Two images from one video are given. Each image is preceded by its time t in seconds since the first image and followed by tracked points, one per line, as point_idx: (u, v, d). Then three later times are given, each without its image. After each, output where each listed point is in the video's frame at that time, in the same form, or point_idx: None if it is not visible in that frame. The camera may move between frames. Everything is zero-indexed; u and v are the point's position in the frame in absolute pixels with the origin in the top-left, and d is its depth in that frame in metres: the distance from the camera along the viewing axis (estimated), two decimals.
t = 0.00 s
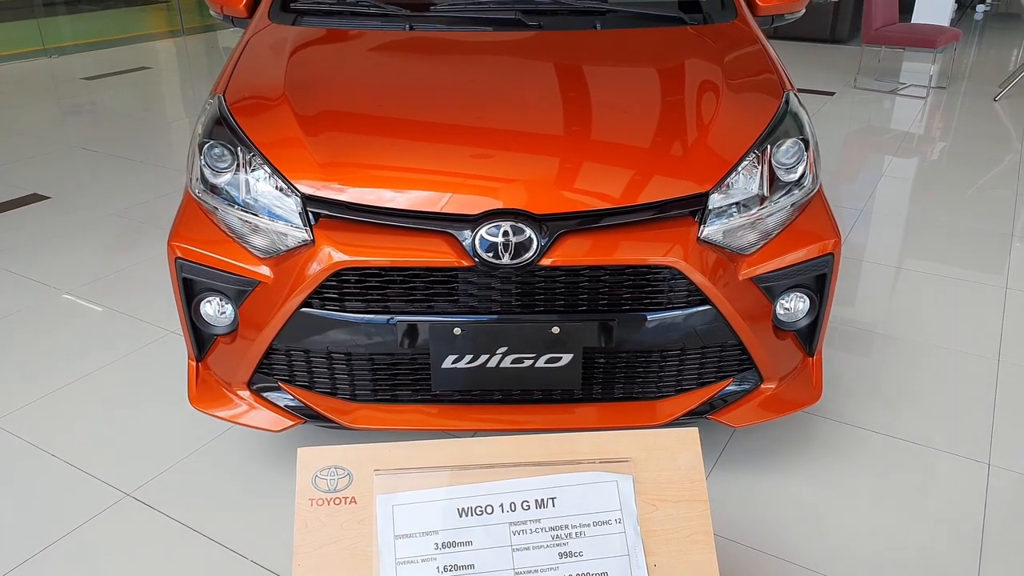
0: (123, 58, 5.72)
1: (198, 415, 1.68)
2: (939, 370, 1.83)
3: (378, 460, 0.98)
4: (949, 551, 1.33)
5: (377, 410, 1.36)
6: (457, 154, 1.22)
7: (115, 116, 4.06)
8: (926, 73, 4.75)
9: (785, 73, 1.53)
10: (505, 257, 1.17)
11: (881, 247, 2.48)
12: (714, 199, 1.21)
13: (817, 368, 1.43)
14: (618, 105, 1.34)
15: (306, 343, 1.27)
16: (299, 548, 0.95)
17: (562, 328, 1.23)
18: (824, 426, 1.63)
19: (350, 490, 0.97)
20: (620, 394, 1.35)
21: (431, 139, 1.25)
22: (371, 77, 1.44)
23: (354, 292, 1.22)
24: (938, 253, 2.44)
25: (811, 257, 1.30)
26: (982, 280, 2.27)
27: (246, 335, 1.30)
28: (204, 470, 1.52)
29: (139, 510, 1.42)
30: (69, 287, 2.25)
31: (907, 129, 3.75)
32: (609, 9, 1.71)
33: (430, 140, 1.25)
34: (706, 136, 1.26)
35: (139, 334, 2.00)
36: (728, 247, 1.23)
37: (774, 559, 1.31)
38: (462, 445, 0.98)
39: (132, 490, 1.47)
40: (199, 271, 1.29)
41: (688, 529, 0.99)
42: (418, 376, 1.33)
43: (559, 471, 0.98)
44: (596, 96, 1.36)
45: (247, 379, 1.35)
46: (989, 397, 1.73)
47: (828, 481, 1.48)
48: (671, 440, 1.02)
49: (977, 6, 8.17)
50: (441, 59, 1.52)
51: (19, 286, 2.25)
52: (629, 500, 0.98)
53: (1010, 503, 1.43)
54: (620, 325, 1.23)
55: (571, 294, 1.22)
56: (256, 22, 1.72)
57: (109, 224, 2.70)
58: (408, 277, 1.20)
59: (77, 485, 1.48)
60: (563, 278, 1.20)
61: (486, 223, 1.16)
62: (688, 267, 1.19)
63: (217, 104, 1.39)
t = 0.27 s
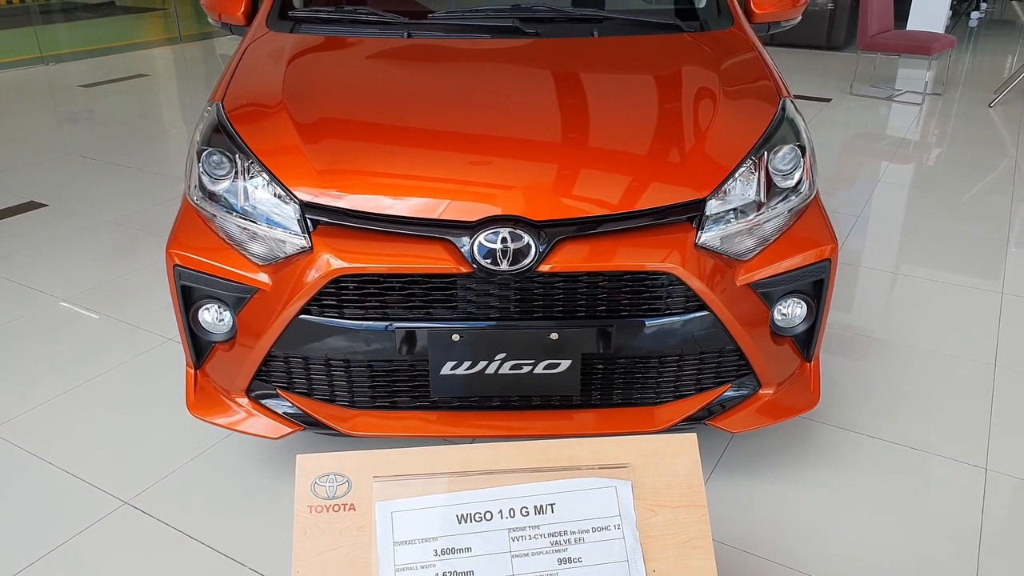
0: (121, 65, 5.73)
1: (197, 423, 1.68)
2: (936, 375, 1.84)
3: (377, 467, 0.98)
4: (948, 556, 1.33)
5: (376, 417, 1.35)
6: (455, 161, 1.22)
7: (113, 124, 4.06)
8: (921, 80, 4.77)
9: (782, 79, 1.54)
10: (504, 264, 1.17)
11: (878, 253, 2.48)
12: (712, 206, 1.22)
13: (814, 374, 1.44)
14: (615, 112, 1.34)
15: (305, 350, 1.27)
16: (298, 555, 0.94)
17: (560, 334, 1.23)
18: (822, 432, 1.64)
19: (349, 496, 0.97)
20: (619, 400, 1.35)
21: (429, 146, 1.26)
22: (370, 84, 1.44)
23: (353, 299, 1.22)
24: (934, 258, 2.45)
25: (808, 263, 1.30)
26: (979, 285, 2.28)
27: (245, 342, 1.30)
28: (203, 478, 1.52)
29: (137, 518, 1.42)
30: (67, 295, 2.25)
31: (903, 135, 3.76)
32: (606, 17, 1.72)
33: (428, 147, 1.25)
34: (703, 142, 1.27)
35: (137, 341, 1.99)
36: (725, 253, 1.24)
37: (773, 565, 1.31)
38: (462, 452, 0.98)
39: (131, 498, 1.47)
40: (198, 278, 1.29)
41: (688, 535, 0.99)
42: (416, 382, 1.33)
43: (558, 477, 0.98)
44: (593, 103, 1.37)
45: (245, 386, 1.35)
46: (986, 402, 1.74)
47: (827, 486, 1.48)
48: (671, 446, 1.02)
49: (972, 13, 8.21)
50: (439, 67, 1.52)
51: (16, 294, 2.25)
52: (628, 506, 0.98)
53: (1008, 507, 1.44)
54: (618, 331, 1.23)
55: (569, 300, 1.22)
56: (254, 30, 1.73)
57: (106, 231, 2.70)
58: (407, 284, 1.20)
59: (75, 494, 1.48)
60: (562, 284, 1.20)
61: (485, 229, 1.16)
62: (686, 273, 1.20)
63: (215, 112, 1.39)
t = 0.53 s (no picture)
0: (119, 71, 5.73)
1: (195, 429, 1.68)
2: (934, 379, 1.84)
3: (375, 473, 0.97)
4: (947, 560, 1.33)
5: (374, 423, 1.35)
6: (453, 167, 1.23)
7: (111, 130, 4.07)
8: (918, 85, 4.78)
9: (779, 85, 1.55)
10: (502, 269, 1.17)
11: (876, 257, 2.49)
12: (710, 211, 1.22)
13: (812, 379, 1.44)
14: (613, 118, 1.34)
15: (303, 356, 1.27)
16: (297, 561, 0.94)
17: (558, 340, 1.23)
18: (821, 436, 1.64)
19: (348, 502, 0.96)
20: (617, 405, 1.35)
21: (427, 152, 1.26)
22: (368, 90, 1.45)
23: (351, 305, 1.22)
24: (932, 263, 2.45)
25: (806, 268, 1.31)
26: (977, 289, 2.29)
27: (243, 348, 1.30)
28: (201, 484, 1.52)
29: (135, 525, 1.41)
30: (65, 301, 2.24)
31: (900, 139, 3.77)
32: (603, 22, 1.73)
33: (426, 153, 1.26)
34: (700, 148, 1.27)
35: (136, 348, 1.99)
36: (723, 258, 1.24)
37: (772, 570, 1.31)
38: (460, 458, 0.98)
39: (129, 505, 1.46)
40: (196, 284, 1.29)
41: (687, 540, 0.99)
42: (415, 388, 1.33)
43: (557, 483, 0.98)
44: (591, 108, 1.37)
45: (244, 392, 1.35)
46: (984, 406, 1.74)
47: (826, 491, 1.48)
48: (670, 451, 1.02)
49: (968, 17, 8.24)
50: (437, 73, 1.53)
51: (15, 300, 2.25)
52: (626, 511, 0.98)
53: (1006, 511, 1.44)
54: (617, 336, 1.23)
55: (568, 305, 1.22)
56: (252, 37, 1.73)
57: (105, 237, 2.70)
58: (405, 289, 1.20)
59: (73, 500, 1.47)
60: (560, 290, 1.20)
61: (483, 235, 1.17)
62: (684, 278, 1.20)
63: (213, 118, 1.39)
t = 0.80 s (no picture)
0: (118, 78, 5.74)
1: (192, 436, 1.68)
2: (932, 385, 1.84)
3: (373, 480, 0.97)
4: (946, 567, 1.33)
5: (372, 429, 1.35)
6: (451, 174, 1.23)
7: (110, 137, 4.07)
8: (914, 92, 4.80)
9: (776, 92, 1.55)
10: (500, 276, 1.17)
11: (873, 263, 2.49)
12: (707, 217, 1.22)
13: (810, 385, 1.44)
14: (611, 125, 1.35)
15: (301, 362, 1.26)
16: (294, 568, 0.94)
17: (556, 346, 1.23)
18: (819, 443, 1.64)
19: (345, 510, 0.96)
20: (616, 412, 1.35)
21: (425, 159, 1.26)
22: (366, 97, 1.45)
23: (349, 311, 1.22)
24: (929, 269, 2.46)
25: (804, 274, 1.31)
26: (974, 295, 2.29)
27: (241, 355, 1.30)
28: (199, 491, 1.51)
29: (132, 532, 1.41)
30: (62, 308, 2.24)
31: (897, 145, 3.78)
32: (601, 30, 1.73)
33: (425, 159, 1.26)
34: (697, 154, 1.28)
35: (133, 355, 1.99)
36: (721, 265, 1.24)
37: None
38: (459, 465, 0.98)
39: (126, 512, 1.46)
40: (194, 291, 1.29)
41: (685, 547, 0.99)
42: (412, 395, 1.33)
43: (555, 490, 0.98)
44: (588, 115, 1.37)
45: (241, 399, 1.35)
46: (983, 412, 1.74)
47: (825, 497, 1.48)
48: (668, 458, 1.02)
49: (964, 25, 8.26)
50: (435, 80, 1.53)
51: (12, 307, 2.25)
52: (624, 518, 0.98)
53: (1005, 517, 1.44)
54: (615, 342, 1.23)
55: (566, 311, 1.22)
56: (250, 44, 1.74)
57: (103, 244, 2.70)
58: (403, 296, 1.20)
59: (70, 508, 1.47)
60: (558, 296, 1.20)
61: (481, 241, 1.17)
62: (682, 284, 1.20)
63: (212, 125, 1.40)
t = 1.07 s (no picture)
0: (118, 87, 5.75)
1: (190, 445, 1.67)
2: (931, 393, 1.84)
3: (371, 490, 0.97)
4: None
5: (370, 438, 1.35)
6: (450, 183, 1.23)
7: (109, 145, 4.07)
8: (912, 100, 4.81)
9: (773, 100, 1.56)
10: (498, 284, 1.17)
11: (872, 271, 2.49)
12: (705, 226, 1.22)
13: (809, 394, 1.44)
14: (609, 134, 1.35)
15: (299, 371, 1.26)
16: None
17: (555, 355, 1.23)
18: (818, 451, 1.63)
19: (343, 519, 0.96)
20: (614, 420, 1.35)
21: (424, 168, 1.26)
22: (365, 107, 1.45)
23: (347, 320, 1.22)
24: (928, 276, 2.46)
25: (802, 283, 1.31)
26: (972, 303, 2.29)
27: (239, 364, 1.30)
28: (197, 500, 1.51)
29: (130, 542, 1.40)
30: (61, 316, 2.24)
31: (895, 153, 3.79)
32: (599, 39, 1.74)
33: (423, 168, 1.26)
34: (695, 163, 1.28)
35: (132, 363, 1.99)
36: (719, 273, 1.24)
37: None
38: (457, 475, 0.98)
39: (124, 521, 1.45)
40: (193, 300, 1.29)
41: (684, 557, 0.99)
42: (411, 403, 1.33)
43: (553, 500, 0.98)
44: (586, 124, 1.38)
45: (239, 408, 1.35)
46: (982, 420, 1.74)
47: (824, 506, 1.48)
48: (667, 467, 1.02)
49: (961, 33, 8.29)
50: (434, 89, 1.53)
51: (11, 315, 2.25)
52: (623, 528, 0.98)
53: (1005, 526, 1.43)
54: (614, 351, 1.23)
55: (564, 320, 1.22)
56: (249, 53, 1.74)
57: (101, 252, 2.70)
58: (401, 304, 1.20)
59: (68, 517, 1.46)
60: (556, 305, 1.21)
61: (479, 250, 1.17)
62: (680, 293, 1.20)
63: (211, 134, 1.40)
